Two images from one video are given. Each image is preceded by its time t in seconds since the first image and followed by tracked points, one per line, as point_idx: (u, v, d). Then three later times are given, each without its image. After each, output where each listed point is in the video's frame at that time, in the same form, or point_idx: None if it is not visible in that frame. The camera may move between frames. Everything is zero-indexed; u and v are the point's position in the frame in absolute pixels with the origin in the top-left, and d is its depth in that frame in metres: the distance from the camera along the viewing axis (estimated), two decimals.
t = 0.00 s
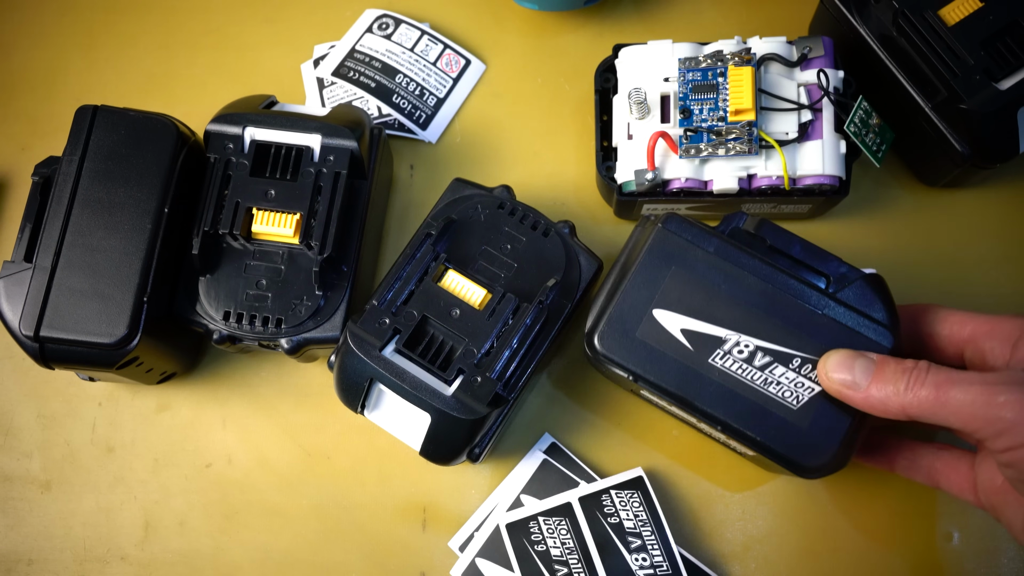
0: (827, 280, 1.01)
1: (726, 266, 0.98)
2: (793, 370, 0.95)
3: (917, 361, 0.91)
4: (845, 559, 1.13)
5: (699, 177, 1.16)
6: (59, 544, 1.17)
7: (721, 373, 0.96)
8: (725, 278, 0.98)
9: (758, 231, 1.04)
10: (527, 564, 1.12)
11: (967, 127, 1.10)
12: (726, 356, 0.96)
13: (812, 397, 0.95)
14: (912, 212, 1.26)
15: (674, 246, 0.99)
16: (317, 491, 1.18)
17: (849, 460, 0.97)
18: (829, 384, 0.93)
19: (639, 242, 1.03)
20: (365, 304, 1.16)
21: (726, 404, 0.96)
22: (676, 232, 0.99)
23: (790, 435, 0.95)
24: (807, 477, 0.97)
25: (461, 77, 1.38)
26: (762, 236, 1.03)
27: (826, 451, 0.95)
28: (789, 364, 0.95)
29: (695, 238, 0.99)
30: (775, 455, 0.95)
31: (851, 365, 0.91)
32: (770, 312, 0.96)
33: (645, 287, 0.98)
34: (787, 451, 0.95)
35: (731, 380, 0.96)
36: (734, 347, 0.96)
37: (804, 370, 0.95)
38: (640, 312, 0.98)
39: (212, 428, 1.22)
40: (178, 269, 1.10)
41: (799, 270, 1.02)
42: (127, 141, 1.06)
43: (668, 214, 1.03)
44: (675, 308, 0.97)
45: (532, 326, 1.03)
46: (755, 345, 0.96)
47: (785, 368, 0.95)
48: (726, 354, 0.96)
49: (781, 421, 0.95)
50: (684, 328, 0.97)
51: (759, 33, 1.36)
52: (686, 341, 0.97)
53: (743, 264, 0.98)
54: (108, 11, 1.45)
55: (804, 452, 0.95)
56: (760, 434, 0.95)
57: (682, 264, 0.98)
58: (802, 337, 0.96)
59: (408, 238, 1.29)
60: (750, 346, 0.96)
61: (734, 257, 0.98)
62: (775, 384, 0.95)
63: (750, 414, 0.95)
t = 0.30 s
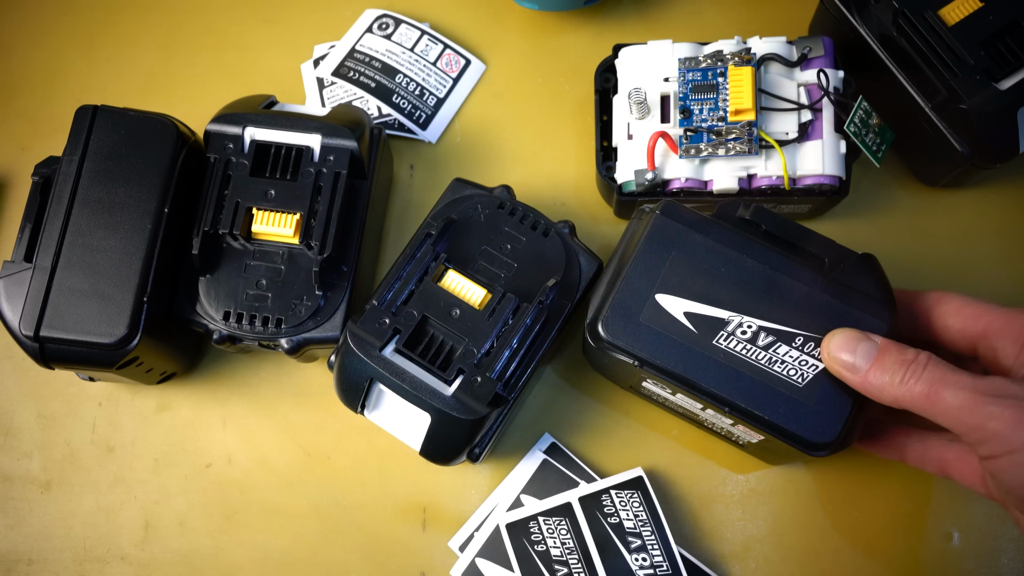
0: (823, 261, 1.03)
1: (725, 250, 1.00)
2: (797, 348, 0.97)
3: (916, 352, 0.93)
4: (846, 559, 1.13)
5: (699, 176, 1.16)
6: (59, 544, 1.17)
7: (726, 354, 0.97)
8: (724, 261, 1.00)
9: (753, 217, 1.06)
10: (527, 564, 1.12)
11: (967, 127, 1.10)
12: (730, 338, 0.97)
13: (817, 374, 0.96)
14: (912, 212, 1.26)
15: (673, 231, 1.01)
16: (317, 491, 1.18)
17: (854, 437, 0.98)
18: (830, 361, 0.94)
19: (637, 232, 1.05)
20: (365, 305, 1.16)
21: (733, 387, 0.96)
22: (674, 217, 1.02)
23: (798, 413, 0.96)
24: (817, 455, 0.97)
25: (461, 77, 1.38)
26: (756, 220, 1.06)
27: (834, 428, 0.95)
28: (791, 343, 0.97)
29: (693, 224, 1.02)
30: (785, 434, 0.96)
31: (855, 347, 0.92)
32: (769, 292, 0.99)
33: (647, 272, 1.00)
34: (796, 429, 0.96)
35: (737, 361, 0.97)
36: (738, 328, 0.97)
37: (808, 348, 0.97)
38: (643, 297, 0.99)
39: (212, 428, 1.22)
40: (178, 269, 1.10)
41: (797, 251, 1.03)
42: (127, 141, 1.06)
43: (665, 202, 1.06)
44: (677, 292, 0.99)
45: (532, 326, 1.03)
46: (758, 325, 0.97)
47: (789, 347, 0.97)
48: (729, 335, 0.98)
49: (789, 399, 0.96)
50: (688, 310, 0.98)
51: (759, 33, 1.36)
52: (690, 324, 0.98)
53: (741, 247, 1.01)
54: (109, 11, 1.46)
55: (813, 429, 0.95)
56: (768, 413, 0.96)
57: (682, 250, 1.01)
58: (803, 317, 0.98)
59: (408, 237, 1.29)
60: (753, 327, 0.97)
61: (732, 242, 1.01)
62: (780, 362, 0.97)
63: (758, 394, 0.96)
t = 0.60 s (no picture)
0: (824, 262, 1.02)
1: (725, 250, 1.01)
2: (796, 348, 0.97)
3: (976, 411, 0.91)
4: (846, 558, 1.13)
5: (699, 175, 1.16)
6: (59, 544, 1.17)
7: (726, 355, 0.97)
8: (724, 262, 1.00)
9: (752, 217, 1.06)
10: (527, 564, 1.12)
11: (966, 125, 1.09)
12: (730, 337, 0.97)
13: (817, 374, 0.96)
14: (912, 212, 1.26)
15: (673, 231, 1.01)
16: (317, 491, 1.18)
17: (854, 437, 0.98)
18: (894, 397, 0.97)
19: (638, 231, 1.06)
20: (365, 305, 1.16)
21: (733, 387, 0.96)
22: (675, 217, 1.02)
23: (797, 414, 0.96)
24: (817, 455, 0.97)
25: (461, 77, 1.38)
26: (756, 221, 1.05)
27: (834, 429, 0.95)
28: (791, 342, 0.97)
29: (693, 224, 1.02)
30: (784, 434, 0.96)
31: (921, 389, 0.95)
32: (769, 292, 0.99)
33: (648, 272, 1.00)
34: (796, 429, 0.96)
35: (737, 360, 0.97)
36: (738, 328, 0.98)
37: (807, 348, 0.97)
38: (643, 297, 0.99)
39: (212, 428, 1.22)
40: (178, 270, 1.10)
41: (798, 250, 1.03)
42: (127, 141, 1.06)
43: (665, 203, 1.05)
44: (677, 293, 0.99)
45: (532, 326, 1.03)
46: (758, 325, 0.97)
47: (789, 347, 0.97)
48: (730, 335, 0.98)
49: (789, 399, 0.96)
50: (688, 310, 0.99)
51: (759, 33, 1.36)
52: (690, 324, 0.98)
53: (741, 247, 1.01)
54: (108, 11, 1.45)
55: (812, 429, 0.95)
56: (767, 413, 0.96)
57: (682, 250, 1.01)
58: (802, 317, 0.98)
59: (408, 237, 1.29)
60: (753, 327, 0.97)
61: (732, 241, 1.01)
62: (780, 362, 0.97)
63: (757, 395, 0.96)
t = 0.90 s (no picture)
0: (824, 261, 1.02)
1: (726, 250, 1.01)
2: (797, 349, 0.97)
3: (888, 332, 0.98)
4: (846, 559, 1.13)
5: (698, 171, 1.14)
6: (59, 544, 1.17)
7: (727, 355, 0.97)
8: (724, 262, 1.00)
9: (753, 217, 1.05)
10: (527, 564, 1.12)
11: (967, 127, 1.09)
12: (730, 338, 0.97)
13: (817, 374, 0.96)
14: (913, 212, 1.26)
15: (674, 231, 1.01)
16: (317, 492, 1.18)
17: (854, 437, 0.98)
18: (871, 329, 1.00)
19: (638, 231, 1.06)
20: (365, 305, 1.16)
21: (733, 387, 0.96)
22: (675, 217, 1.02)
23: (797, 414, 0.96)
24: (817, 455, 0.97)
25: (460, 77, 1.38)
26: (757, 220, 1.04)
27: (834, 429, 0.95)
28: (790, 342, 0.97)
29: (694, 224, 1.02)
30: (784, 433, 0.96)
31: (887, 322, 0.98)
32: (769, 292, 0.99)
33: (648, 272, 1.00)
34: (796, 429, 0.96)
35: (737, 360, 0.97)
36: (738, 328, 0.98)
37: (807, 347, 0.97)
38: (643, 296, 0.99)
39: (212, 428, 1.22)
40: (178, 270, 1.10)
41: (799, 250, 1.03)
42: (127, 141, 1.06)
43: (666, 203, 1.06)
44: (677, 293, 0.99)
45: (532, 326, 1.03)
46: (758, 325, 0.97)
47: (789, 347, 0.97)
48: (729, 335, 0.98)
49: (789, 399, 0.96)
50: (688, 310, 0.98)
51: (759, 33, 1.36)
52: (690, 324, 0.98)
53: (740, 248, 1.01)
54: (109, 11, 1.45)
55: (812, 429, 0.95)
56: (767, 413, 0.96)
57: (682, 250, 1.01)
58: (802, 317, 0.98)
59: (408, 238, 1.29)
60: (753, 327, 0.97)
61: (732, 240, 1.01)
62: (780, 362, 0.97)
63: (757, 395, 0.96)
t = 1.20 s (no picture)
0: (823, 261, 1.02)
1: (725, 250, 1.01)
2: (797, 349, 0.97)
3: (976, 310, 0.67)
4: (846, 559, 1.13)
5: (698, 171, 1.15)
6: (59, 544, 1.17)
7: (727, 355, 0.97)
8: (724, 262, 1.00)
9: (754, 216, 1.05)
10: (527, 564, 1.12)
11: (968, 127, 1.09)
12: (730, 337, 0.98)
13: (817, 374, 0.96)
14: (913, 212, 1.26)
15: (674, 231, 1.02)
16: (317, 492, 1.18)
17: (855, 437, 0.97)
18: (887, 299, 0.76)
19: (638, 231, 1.06)
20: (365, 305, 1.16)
21: (733, 387, 0.96)
22: (675, 216, 1.02)
23: (797, 414, 0.96)
24: (817, 455, 0.96)
25: (460, 77, 1.38)
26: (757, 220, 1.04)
27: (835, 429, 0.95)
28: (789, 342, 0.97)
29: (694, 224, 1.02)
30: (784, 433, 0.96)
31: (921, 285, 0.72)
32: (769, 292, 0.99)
33: (648, 272, 1.00)
34: (796, 429, 0.96)
35: (737, 360, 0.97)
36: (738, 328, 0.98)
37: (807, 347, 0.97)
38: (642, 296, 0.99)
39: (212, 428, 1.22)
40: (178, 270, 1.10)
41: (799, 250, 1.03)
42: (127, 141, 1.06)
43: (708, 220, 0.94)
44: (677, 293, 0.99)
45: (532, 326, 1.03)
46: (758, 325, 0.97)
47: (789, 347, 0.97)
48: (729, 335, 0.98)
49: (789, 399, 0.96)
50: (688, 309, 0.99)
51: (759, 33, 1.36)
52: (690, 324, 0.98)
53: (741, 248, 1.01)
54: (109, 11, 1.45)
55: (812, 429, 0.95)
56: (767, 413, 0.96)
57: (682, 250, 1.01)
58: (802, 316, 0.98)
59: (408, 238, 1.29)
60: (753, 327, 0.97)
61: (732, 240, 1.01)
62: (780, 362, 0.97)
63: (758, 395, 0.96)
